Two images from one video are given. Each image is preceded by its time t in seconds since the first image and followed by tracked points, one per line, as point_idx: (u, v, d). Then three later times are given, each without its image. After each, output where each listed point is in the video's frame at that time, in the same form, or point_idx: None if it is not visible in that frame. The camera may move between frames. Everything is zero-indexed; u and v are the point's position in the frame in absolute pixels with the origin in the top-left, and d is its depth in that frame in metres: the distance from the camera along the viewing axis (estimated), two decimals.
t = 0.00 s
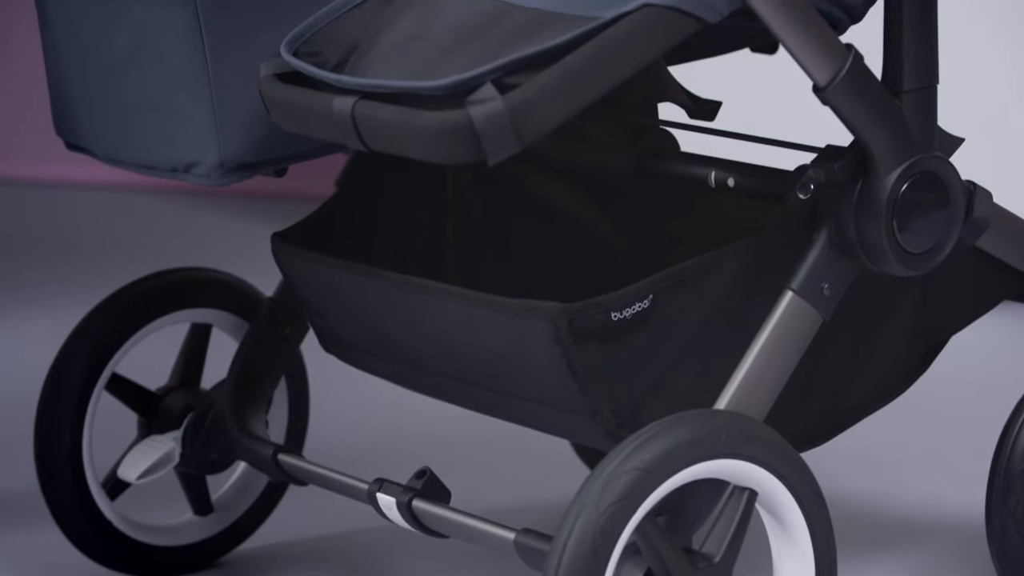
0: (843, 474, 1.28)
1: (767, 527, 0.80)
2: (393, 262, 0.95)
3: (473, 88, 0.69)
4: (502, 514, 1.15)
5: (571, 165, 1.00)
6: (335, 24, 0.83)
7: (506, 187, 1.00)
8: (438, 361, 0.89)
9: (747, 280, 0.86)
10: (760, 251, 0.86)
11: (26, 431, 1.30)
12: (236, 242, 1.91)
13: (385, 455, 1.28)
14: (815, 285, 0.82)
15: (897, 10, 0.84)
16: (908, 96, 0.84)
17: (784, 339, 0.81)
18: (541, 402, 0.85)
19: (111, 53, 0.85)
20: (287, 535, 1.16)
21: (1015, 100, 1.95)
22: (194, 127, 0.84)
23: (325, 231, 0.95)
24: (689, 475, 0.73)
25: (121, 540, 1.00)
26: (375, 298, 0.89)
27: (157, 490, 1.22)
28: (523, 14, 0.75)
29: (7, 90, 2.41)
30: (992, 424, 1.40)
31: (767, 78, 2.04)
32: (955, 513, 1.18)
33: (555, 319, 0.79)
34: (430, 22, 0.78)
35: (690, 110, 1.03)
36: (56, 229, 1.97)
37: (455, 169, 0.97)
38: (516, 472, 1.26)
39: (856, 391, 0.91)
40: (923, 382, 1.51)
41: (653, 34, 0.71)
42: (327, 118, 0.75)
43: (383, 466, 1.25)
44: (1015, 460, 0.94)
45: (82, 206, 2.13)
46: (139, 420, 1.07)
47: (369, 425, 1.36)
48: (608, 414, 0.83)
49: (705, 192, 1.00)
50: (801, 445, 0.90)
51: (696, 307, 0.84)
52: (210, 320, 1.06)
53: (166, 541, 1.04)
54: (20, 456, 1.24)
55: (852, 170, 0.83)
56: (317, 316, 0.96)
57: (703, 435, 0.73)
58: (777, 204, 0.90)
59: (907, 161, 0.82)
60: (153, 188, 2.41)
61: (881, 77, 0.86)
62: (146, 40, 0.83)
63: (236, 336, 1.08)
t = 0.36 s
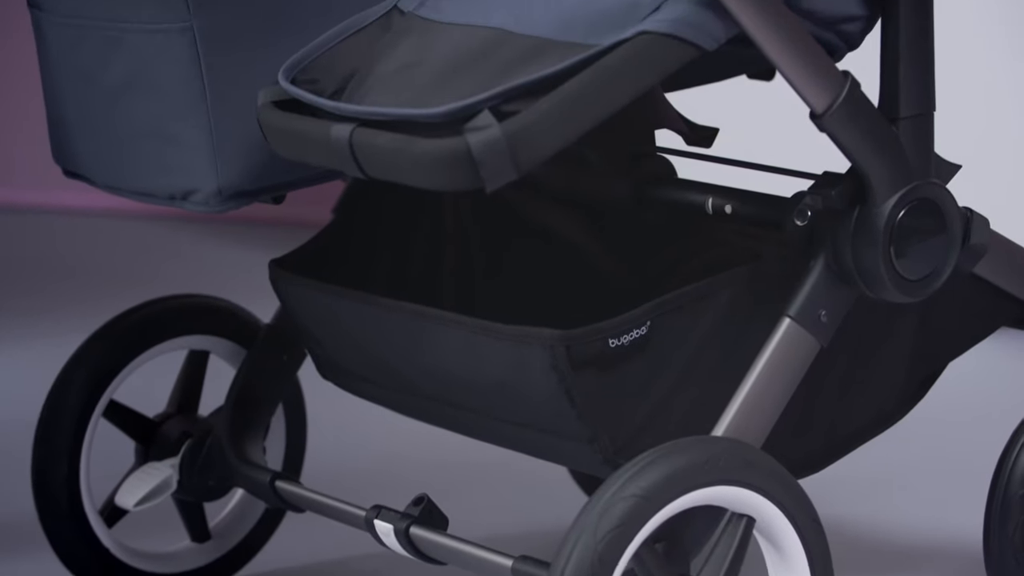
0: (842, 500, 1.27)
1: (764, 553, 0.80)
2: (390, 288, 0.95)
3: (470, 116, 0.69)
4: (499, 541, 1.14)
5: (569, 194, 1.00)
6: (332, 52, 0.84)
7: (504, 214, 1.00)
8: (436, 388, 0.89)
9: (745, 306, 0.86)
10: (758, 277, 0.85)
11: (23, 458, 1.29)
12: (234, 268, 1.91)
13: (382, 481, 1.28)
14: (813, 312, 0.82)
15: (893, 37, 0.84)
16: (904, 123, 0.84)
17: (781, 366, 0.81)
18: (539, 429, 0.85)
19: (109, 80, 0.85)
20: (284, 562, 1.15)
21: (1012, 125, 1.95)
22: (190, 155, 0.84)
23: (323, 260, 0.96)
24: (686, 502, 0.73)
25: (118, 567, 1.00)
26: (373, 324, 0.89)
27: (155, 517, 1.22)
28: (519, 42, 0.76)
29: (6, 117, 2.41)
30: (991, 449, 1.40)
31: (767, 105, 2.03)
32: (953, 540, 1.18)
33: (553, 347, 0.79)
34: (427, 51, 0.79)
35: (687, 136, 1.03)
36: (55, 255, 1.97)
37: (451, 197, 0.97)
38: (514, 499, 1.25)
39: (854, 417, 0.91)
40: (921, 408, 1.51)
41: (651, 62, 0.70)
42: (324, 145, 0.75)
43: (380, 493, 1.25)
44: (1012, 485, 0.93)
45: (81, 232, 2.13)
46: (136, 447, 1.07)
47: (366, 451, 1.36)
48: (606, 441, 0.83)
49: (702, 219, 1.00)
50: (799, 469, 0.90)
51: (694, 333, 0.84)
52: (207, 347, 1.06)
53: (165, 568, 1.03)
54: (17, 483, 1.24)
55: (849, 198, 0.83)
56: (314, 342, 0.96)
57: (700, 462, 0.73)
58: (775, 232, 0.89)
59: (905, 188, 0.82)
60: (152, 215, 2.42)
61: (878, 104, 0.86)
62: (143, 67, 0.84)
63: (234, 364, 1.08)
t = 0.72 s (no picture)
0: (840, 525, 1.27)
1: None
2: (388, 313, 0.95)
3: (468, 141, 0.70)
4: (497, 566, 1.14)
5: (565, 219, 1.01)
6: (330, 77, 0.84)
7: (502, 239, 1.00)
8: (433, 413, 0.89)
9: (743, 331, 0.86)
10: (756, 302, 0.85)
11: (20, 483, 1.29)
12: (233, 293, 1.91)
13: (379, 507, 1.28)
14: (810, 337, 0.82)
15: (890, 62, 0.85)
16: (902, 148, 0.84)
17: (780, 390, 0.81)
18: (536, 454, 0.85)
19: (107, 106, 0.86)
20: None
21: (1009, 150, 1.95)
22: (188, 180, 0.84)
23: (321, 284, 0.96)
24: (683, 527, 0.72)
25: None
26: (371, 349, 0.88)
27: (151, 543, 1.22)
28: (516, 68, 0.76)
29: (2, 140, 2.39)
30: (989, 474, 1.39)
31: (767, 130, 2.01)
32: (952, 565, 1.17)
33: (550, 372, 0.79)
34: (425, 76, 0.79)
35: (684, 161, 1.03)
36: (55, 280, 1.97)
37: (450, 223, 0.98)
38: (511, 524, 1.25)
39: (852, 441, 0.91)
40: (920, 433, 1.50)
41: (649, 88, 0.71)
42: (322, 170, 0.75)
43: (377, 519, 1.25)
44: (1011, 508, 0.93)
45: (79, 256, 2.13)
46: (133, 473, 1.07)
47: (364, 476, 1.35)
48: (603, 466, 0.83)
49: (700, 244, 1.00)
50: (797, 494, 0.90)
51: (691, 358, 0.84)
52: (205, 372, 1.06)
53: None
54: (14, 508, 1.23)
55: (846, 223, 0.83)
56: (312, 367, 0.96)
57: (698, 487, 0.72)
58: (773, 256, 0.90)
59: (902, 214, 0.82)
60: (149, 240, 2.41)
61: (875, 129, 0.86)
62: (141, 93, 0.84)
63: (232, 389, 1.08)
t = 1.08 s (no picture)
0: (839, 549, 1.26)
1: None
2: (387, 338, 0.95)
3: (466, 165, 0.70)
4: None
5: (562, 241, 1.00)
6: (327, 102, 0.84)
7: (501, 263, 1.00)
8: (431, 437, 0.88)
9: (739, 355, 0.86)
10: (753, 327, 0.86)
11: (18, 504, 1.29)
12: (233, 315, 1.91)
13: (377, 531, 1.27)
14: (808, 360, 0.82)
15: (887, 86, 0.85)
16: (899, 172, 0.84)
17: (779, 414, 0.81)
18: (535, 478, 0.85)
19: (106, 131, 0.86)
20: None
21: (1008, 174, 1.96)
22: (186, 204, 0.84)
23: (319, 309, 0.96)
24: (681, 552, 0.72)
25: None
26: (369, 374, 0.89)
27: (149, 566, 1.21)
28: (514, 92, 0.76)
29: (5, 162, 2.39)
30: (988, 498, 1.39)
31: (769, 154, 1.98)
32: None
33: (549, 396, 0.79)
34: (422, 101, 0.79)
35: (682, 185, 1.03)
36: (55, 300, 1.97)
37: (448, 247, 0.98)
38: (510, 548, 1.25)
39: (850, 465, 0.91)
40: (918, 455, 1.50)
41: (647, 112, 0.71)
42: (320, 194, 0.75)
43: (374, 543, 1.24)
44: (1011, 530, 0.93)
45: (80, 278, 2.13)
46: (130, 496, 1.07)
47: (361, 500, 1.35)
48: (602, 490, 0.82)
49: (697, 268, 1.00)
50: (794, 518, 0.90)
51: (689, 381, 0.84)
52: (204, 396, 1.06)
53: None
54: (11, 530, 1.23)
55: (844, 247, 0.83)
56: (310, 390, 0.96)
57: (696, 511, 0.72)
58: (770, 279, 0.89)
59: (900, 238, 0.82)
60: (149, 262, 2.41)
61: (873, 153, 0.86)
62: (139, 117, 0.84)
63: (229, 414, 1.08)
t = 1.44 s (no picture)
0: (839, 571, 1.26)
1: None
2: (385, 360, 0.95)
3: (464, 187, 0.70)
4: None
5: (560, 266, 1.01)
6: (326, 124, 0.84)
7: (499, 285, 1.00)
8: (427, 459, 0.88)
9: (736, 379, 0.86)
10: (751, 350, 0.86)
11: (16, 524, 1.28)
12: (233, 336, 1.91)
13: (375, 553, 1.27)
14: (806, 382, 0.82)
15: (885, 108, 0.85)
16: (897, 194, 0.85)
17: (777, 436, 0.81)
18: (533, 500, 0.84)
19: (103, 153, 0.86)
20: None
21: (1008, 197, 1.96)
22: (184, 225, 0.85)
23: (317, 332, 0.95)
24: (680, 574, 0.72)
25: None
26: (367, 396, 0.89)
27: None
28: (512, 114, 0.76)
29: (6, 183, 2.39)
30: (988, 521, 1.38)
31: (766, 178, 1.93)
32: None
33: (547, 418, 0.79)
34: (420, 123, 0.79)
35: (680, 207, 1.04)
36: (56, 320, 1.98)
37: (446, 269, 0.99)
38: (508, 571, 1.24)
39: (849, 487, 0.91)
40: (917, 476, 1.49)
41: (644, 134, 0.71)
42: (318, 217, 0.75)
43: (372, 565, 1.24)
44: (1010, 550, 0.92)
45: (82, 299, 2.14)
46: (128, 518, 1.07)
47: (360, 523, 1.34)
48: (600, 512, 0.82)
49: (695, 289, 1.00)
50: (791, 540, 0.89)
51: (688, 403, 0.84)
52: (201, 418, 1.06)
53: None
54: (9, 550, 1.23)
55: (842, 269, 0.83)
56: (308, 412, 0.96)
57: (695, 533, 0.72)
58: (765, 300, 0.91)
59: (898, 259, 0.82)
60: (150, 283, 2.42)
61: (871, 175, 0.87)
62: (137, 140, 0.85)
63: (227, 436, 1.08)
